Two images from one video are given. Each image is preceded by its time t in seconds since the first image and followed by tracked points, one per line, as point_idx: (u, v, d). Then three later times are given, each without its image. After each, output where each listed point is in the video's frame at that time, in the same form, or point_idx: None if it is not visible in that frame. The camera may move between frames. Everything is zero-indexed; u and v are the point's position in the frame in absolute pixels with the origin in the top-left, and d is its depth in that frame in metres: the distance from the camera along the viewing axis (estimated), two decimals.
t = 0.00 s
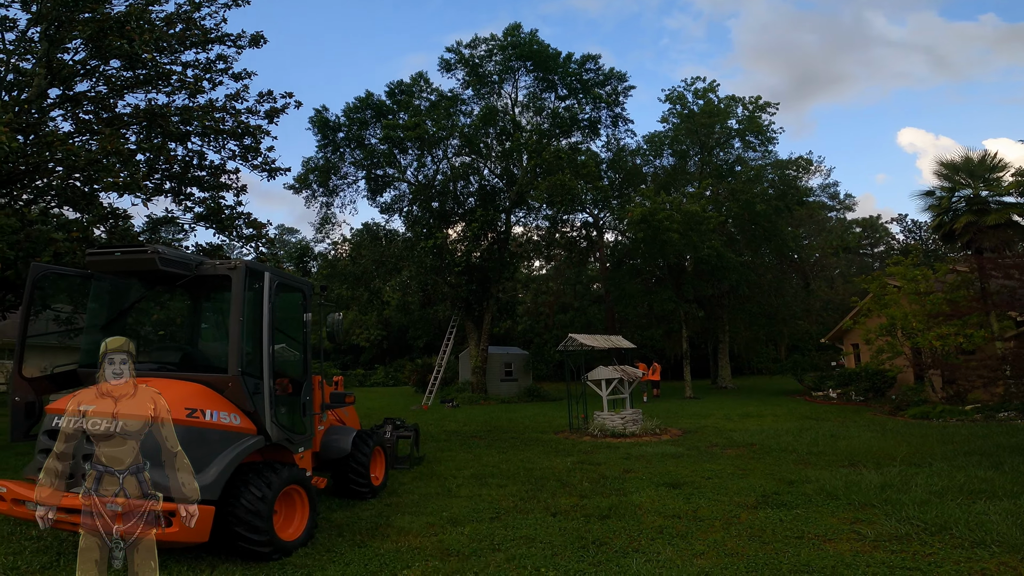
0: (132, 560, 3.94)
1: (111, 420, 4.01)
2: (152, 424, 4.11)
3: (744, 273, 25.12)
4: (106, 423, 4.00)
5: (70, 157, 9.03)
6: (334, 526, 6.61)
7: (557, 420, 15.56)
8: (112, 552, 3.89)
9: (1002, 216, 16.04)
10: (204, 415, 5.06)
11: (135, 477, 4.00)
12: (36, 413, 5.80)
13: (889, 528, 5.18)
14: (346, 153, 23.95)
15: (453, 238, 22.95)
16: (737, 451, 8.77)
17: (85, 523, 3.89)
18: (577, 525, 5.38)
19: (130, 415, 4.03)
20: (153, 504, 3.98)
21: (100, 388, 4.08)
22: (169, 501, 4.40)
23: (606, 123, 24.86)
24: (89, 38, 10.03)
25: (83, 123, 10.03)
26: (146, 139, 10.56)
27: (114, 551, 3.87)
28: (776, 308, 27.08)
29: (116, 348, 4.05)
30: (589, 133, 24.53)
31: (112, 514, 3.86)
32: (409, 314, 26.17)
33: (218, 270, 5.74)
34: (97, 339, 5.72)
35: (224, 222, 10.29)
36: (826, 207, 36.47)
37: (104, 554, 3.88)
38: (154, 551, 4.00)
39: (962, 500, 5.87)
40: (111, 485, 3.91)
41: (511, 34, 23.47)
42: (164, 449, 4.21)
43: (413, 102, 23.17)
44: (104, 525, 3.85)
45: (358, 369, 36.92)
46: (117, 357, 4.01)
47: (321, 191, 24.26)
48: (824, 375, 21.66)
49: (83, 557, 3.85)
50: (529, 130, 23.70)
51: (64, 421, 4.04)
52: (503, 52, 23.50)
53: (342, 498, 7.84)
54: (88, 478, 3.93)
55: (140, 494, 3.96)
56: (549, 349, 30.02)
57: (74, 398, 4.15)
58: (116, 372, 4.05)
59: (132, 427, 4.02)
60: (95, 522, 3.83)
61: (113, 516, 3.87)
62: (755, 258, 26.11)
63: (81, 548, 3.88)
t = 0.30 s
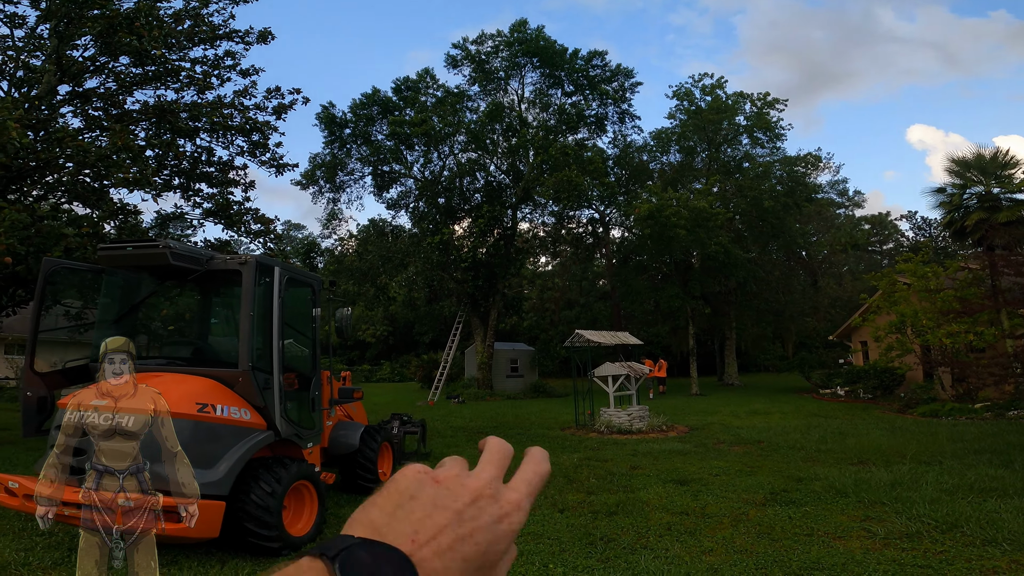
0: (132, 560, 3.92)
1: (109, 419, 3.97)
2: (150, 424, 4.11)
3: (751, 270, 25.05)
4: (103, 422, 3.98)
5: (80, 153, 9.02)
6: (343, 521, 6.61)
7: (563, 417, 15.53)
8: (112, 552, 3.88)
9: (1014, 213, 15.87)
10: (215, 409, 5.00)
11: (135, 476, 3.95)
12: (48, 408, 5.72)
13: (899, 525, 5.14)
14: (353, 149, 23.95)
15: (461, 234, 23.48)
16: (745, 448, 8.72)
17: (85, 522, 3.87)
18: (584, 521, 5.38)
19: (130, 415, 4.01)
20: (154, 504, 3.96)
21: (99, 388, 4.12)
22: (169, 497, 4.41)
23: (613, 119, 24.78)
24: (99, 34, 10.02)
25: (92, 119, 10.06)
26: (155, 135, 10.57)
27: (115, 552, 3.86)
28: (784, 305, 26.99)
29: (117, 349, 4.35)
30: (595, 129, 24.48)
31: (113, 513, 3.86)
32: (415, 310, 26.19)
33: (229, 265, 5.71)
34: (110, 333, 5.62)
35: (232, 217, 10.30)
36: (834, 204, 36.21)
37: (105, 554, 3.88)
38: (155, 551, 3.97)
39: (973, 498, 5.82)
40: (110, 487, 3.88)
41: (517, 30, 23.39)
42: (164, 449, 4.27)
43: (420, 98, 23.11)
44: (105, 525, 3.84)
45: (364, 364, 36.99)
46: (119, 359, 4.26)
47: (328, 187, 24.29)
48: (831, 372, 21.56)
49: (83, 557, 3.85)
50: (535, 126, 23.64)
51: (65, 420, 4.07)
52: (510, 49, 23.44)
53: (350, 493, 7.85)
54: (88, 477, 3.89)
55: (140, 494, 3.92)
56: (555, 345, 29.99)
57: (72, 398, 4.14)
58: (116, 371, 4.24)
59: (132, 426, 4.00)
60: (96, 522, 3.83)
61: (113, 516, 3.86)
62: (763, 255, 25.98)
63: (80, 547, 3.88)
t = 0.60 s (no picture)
0: (132, 559, 3.95)
1: (110, 419, 4.01)
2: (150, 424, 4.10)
3: (756, 266, 25.00)
4: (105, 421, 4.02)
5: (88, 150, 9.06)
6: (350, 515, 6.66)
7: (568, 413, 15.53)
8: (112, 552, 3.90)
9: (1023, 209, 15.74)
10: (224, 405, 4.98)
11: (135, 477, 4.02)
12: (59, 404, 5.74)
13: (905, 522, 5.12)
14: (358, 145, 23.94)
15: (465, 230, 22.94)
16: (750, 445, 8.70)
17: (85, 520, 3.91)
18: (589, 516, 5.39)
19: (130, 414, 4.03)
20: (153, 504, 3.97)
21: (99, 387, 4.13)
22: (168, 495, 4.33)
23: (618, 115, 24.72)
24: (106, 31, 10.05)
25: (100, 116, 10.09)
26: (163, 132, 10.61)
27: (114, 552, 3.89)
28: (790, 301, 26.92)
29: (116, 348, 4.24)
30: (600, 125, 24.45)
31: (112, 513, 3.88)
32: (420, 305, 26.21)
33: (238, 261, 5.71)
34: (119, 329, 5.75)
35: (239, 213, 10.32)
36: (841, 200, 36.02)
37: (104, 554, 3.91)
38: (155, 551, 4.01)
39: (980, 496, 5.80)
40: (111, 487, 3.92)
41: (522, 26, 23.35)
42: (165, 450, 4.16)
43: (424, 94, 23.06)
44: (104, 524, 3.86)
45: (369, 360, 37.05)
46: (117, 356, 4.18)
47: (333, 182, 24.30)
48: (837, 369, 21.48)
49: (83, 557, 3.87)
50: (540, 122, 23.59)
51: (64, 419, 4.07)
52: (514, 45, 23.38)
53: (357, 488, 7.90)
54: (89, 477, 3.95)
55: (140, 494, 3.95)
56: (560, 341, 29.98)
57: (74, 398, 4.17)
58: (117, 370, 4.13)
59: (132, 426, 4.02)
60: (95, 521, 3.87)
61: (112, 515, 3.88)
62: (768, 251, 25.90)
63: (81, 546, 3.91)
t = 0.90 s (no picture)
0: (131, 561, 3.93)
1: (110, 419, 4.06)
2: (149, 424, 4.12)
3: (762, 261, 24.91)
4: (105, 422, 4.07)
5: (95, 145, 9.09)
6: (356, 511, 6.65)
7: (572, 408, 15.52)
8: (112, 552, 3.90)
9: None
10: (231, 399, 4.99)
11: (134, 476, 4.04)
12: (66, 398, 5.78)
13: (912, 519, 5.10)
14: (363, 140, 23.96)
15: (470, 224, 22.69)
16: (756, 441, 8.67)
17: (85, 520, 3.93)
18: (594, 512, 5.38)
19: (129, 414, 4.07)
20: (152, 503, 3.98)
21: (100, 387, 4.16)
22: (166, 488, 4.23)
23: (623, 110, 24.68)
24: (111, 26, 10.05)
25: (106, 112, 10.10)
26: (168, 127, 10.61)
27: (113, 552, 3.89)
28: (795, 297, 26.81)
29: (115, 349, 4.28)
30: (605, 120, 24.42)
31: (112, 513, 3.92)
32: (425, 300, 26.25)
33: (245, 255, 5.72)
34: (126, 324, 5.68)
35: (244, 208, 10.33)
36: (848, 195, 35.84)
37: (103, 555, 3.90)
38: (155, 551, 3.99)
39: (986, 493, 5.78)
40: (112, 486, 3.96)
41: (527, 21, 23.29)
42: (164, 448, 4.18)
43: (429, 89, 23.05)
44: (103, 524, 3.89)
45: (374, 354, 37.16)
46: (117, 356, 4.22)
47: (338, 177, 24.34)
48: (843, 365, 21.42)
49: (82, 556, 3.88)
50: (545, 117, 23.54)
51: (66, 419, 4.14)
52: (519, 40, 23.32)
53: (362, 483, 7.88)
54: (89, 477, 3.99)
55: (139, 493, 3.98)
56: (565, 336, 29.97)
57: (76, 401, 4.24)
58: (117, 370, 4.16)
59: (130, 426, 4.07)
60: (95, 520, 3.90)
61: (112, 514, 3.92)
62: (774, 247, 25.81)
63: (81, 546, 3.92)
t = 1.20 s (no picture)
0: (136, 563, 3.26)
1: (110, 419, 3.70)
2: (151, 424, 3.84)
3: (768, 256, 24.77)
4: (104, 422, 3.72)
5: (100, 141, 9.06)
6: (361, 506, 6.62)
7: (578, 403, 15.47)
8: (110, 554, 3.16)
9: None
10: (235, 394, 4.95)
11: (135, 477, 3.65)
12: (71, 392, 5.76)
13: (926, 517, 5.04)
14: (367, 136, 23.92)
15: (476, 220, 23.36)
16: (763, 437, 8.61)
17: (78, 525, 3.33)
18: (601, 509, 5.33)
19: (131, 414, 3.72)
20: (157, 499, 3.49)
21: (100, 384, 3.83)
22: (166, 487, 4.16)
23: (628, 105, 24.59)
24: (115, 22, 10.02)
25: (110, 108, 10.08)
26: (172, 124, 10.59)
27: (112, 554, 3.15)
28: (802, 292, 26.67)
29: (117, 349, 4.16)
30: (610, 115, 24.32)
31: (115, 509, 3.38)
32: (430, 295, 26.24)
33: (248, 248, 5.67)
34: (131, 319, 5.66)
35: (249, 203, 10.31)
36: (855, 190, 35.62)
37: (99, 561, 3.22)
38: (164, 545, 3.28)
39: (1000, 490, 5.70)
40: (112, 484, 3.57)
41: (531, 16, 23.19)
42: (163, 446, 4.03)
43: (433, 85, 22.99)
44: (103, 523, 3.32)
45: (378, 350, 37.17)
46: (117, 356, 4.06)
47: (342, 173, 24.32)
48: (850, 361, 21.31)
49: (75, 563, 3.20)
50: (549, 112, 23.46)
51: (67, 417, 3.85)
52: (523, 35, 23.24)
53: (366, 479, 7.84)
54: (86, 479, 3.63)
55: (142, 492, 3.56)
56: (569, 332, 29.92)
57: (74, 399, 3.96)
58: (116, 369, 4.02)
59: (132, 427, 3.73)
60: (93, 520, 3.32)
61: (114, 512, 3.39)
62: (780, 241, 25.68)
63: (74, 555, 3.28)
